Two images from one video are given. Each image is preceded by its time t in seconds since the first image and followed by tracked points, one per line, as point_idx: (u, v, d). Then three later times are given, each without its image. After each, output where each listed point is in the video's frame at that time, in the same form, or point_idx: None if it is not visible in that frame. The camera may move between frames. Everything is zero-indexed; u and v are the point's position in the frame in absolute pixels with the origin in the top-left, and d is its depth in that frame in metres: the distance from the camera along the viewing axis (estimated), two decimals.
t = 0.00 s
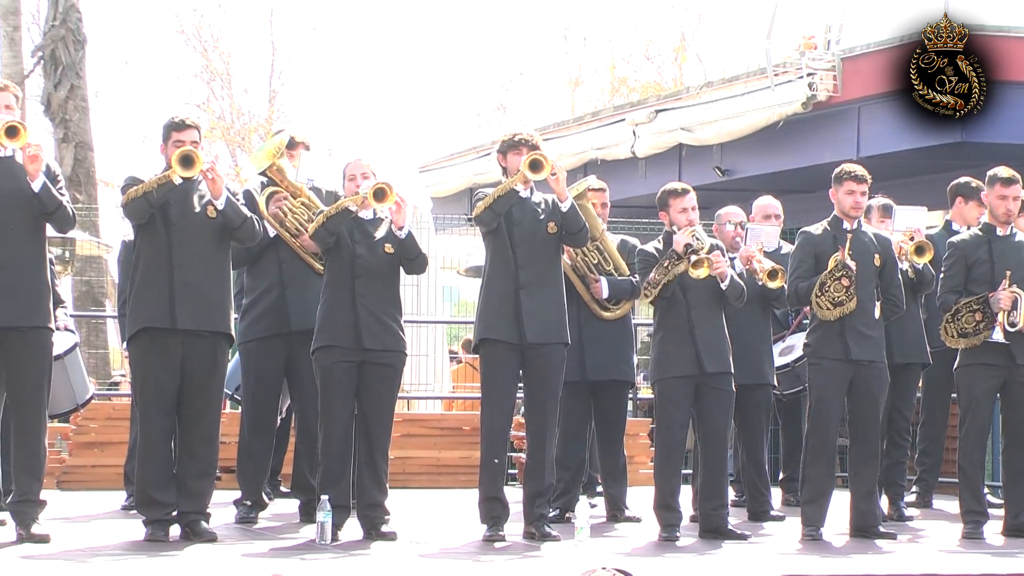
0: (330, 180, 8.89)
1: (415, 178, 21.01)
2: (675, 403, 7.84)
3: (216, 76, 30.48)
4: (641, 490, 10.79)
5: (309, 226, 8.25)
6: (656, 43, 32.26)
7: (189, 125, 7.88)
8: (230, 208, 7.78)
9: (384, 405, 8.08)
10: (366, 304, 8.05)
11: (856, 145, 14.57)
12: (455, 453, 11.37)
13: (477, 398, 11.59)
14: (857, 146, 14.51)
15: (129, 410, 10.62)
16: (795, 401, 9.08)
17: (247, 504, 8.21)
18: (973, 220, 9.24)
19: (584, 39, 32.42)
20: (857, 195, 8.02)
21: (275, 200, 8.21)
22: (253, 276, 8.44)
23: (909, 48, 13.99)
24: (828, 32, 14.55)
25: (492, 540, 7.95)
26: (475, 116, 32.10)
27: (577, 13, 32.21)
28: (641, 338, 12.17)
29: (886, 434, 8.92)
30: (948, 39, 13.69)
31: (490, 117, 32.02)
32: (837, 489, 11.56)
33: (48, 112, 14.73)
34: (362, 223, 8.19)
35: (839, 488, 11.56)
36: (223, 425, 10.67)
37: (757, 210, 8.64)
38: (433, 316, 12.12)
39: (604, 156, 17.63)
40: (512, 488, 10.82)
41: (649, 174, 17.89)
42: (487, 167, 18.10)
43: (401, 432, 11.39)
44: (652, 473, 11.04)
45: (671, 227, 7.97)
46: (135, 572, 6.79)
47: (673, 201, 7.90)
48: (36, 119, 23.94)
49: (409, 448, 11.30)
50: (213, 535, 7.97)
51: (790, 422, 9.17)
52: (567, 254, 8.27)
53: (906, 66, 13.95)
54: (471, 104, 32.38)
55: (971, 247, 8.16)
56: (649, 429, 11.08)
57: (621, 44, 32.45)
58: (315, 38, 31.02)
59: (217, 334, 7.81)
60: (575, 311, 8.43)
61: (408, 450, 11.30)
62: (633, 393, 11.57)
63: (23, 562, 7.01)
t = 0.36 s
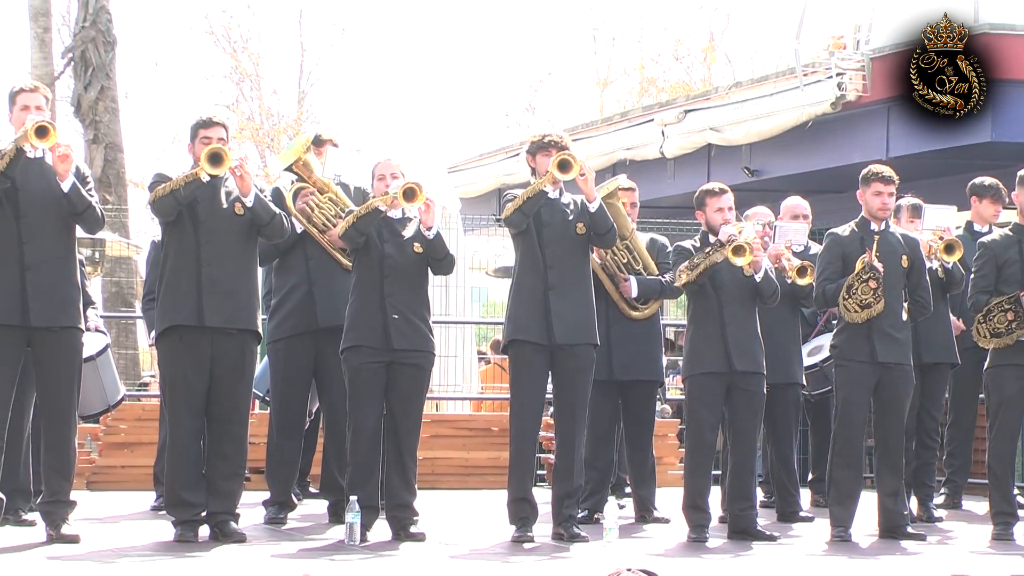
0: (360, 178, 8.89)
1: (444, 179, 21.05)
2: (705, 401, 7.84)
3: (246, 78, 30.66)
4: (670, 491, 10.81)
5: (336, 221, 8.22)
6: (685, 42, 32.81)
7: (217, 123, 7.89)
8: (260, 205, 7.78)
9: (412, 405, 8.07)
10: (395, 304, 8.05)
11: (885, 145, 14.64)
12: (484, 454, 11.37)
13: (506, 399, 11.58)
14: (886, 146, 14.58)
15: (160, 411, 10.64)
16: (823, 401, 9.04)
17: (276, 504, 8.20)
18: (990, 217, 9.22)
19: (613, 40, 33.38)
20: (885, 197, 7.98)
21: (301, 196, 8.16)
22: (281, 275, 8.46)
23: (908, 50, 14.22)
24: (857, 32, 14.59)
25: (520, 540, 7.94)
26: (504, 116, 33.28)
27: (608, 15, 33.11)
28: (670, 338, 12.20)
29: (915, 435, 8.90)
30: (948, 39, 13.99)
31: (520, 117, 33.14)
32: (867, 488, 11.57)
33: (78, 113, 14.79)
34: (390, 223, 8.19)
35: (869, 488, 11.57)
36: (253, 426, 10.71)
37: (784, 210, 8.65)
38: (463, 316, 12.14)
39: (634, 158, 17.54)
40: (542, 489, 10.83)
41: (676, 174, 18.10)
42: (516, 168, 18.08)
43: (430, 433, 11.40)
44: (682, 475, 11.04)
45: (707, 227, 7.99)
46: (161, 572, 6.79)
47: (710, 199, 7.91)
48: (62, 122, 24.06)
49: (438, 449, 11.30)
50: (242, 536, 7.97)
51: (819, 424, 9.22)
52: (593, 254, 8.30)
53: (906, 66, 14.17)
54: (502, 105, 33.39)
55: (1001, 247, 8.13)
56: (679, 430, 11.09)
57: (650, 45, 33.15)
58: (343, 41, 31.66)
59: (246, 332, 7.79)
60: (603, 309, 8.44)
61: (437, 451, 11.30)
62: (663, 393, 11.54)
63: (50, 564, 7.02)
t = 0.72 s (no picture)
0: (387, 178, 8.90)
1: (470, 181, 21.10)
2: (732, 403, 7.84)
3: (271, 80, 30.83)
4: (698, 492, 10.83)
5: (361, 223, 8.22)
6: (712, 44, 33.28)
7: (244, 126, 7.88)
8: (287, 207, 7.78)
9: (439, 408, 8.07)
10: (421, 306, 8.05)
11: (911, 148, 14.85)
12: (511, 456, 11.38)
13: (533, 401, 11.60)
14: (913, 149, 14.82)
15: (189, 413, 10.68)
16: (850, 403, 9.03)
17: (303, 506, 8.22)
18: (1008, 213, 9.34)
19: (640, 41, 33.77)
20: (912, 198, 7.96)
21: (326, 199, 8.21)
22: (307, 277, 8.46)
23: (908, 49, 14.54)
24: (885, 34, 14.58)
25: (548, 542, 7.92)
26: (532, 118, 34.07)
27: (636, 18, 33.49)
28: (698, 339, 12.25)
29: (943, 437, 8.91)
30: (948, 39, 14.28)
31: (548, 118, 33.49)
32: (893, 491, 11.60)
33: (106, 116, 14.84)
34: (417, 227, 8.19)
35: (896, 491, 11.59)
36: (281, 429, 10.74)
37: (812, 212, 8.69)
38: (490, 318, 12.20)
39: (659, 159, 18.04)
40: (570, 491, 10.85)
41: (704, 176, 18.29)
42: (542, 170, 18.07)
43: (457, 435, 11.42)
44: (709, 477, 11.08)
45: (738, 228, 8.01)
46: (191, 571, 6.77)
47: (743, 200, 7.98)
48: (87, 124, 24.14)
49: (465, 451, 11.31)
50: (270, 537, 7.99)
51: (847, 426, 9.26)
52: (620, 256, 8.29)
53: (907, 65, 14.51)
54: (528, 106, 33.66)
55: None
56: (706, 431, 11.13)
57: (677, 47, 33.45)
58: (373, 43, 31.61)
59: (272, 335, 7.74)
60: (631, 312, 8.52)
61: (464, 453, 11.31)
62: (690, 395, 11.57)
63: (79, 564, 7.00)
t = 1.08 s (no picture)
0: (417, 182, 8.93)
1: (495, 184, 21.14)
2: (762, 404, 7.83)
3: (302, 82, 32.24)
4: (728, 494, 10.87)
5: (390, 226, 8.23)
6: (741, 46, 34.43)
7: (272, 130, 7.88)
8: (316, 209, 7.75)
9: (469, 411, 8.05)
10: (450, 309, 8.05)
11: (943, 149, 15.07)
12: (540, 458, 11.41)
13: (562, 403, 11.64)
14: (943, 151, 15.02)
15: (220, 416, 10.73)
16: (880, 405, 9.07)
17: (333, 509, 8.27)
18: None
19: (669, 44, 35.40)
20: (940, 200, 7.97)
21: (355, 201, 8.21)
22: (336, 280, 8.48)
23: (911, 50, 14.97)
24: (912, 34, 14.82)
25: (578, 545, 7.89)
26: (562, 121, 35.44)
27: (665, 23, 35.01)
28: (727, 343, 12.32)
29: (973, 438, 8.95)
30: (948, 39, 14.71)
31: (577, 121, 35.44)
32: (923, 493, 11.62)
33: (136, 119, 14.93)
34: (446, 229, 8.20)
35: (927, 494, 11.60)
36: (311, 431, 10.80)
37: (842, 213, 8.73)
38: (519, 321, 12.28)
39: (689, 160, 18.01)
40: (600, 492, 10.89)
41: (734, 178, 18.28)
42: (571, 172, 18.10)
43: (486, 437, 11.45)
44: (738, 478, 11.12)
45: (769, 229, 8.05)
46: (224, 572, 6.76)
47: (775, 202, 7.98)
48: (117, 126, 24.32)
49: (494, 453, 11.34)
50: (300, 540, 8.00)
51: (877, 428, 9.29)
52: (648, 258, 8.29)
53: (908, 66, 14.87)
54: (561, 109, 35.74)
55: None
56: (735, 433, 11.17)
57: (707, 49, 34.87)
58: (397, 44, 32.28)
59: (302, 339, 7.69)
60: (661, 314, 8.53)
61: (493, 455, 11.35)
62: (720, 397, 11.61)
63: (109, 567, 6.98)
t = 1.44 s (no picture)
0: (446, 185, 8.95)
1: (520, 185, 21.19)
2: (789, 405, 7.81)
3: (329, 85, 32.34)
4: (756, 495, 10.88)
5: (417, 228, 8.24)
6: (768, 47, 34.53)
7: (300, 132, 7.84)
8: (339, 212, 7.70)
9: (494, 412, 8.04)
10: (476, 311, 8.03)
11: (969, 150, 15.03)
12: (567, 460, 11.42)
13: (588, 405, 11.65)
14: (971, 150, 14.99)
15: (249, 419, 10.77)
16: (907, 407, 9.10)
17: (360, 511, 8.26)
18: None
19: (696, 46, 35.33)
20: (966, 199, 7.98)
21: (380, 204, 8.21)
22: (363, 282, 8.49)
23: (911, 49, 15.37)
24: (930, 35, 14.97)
25: (604, 547, 7.88)
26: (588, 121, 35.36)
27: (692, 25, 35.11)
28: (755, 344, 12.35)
29: (1002, 440, 8.95)
30: (949, 39, 15.43)
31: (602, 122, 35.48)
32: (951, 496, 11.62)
33: (163, 122, 15.00)
34: (472, 231, 8.19)
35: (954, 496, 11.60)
36: (339, 434, 10.83)
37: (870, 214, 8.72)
38: (547, 322, 12.32)
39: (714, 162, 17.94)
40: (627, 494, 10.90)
41: (759, 179, 18.22)
42: (597, 174, 18.14)
43: (513, 438, 11.48)
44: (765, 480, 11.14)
45: (798, 230, 8.07)
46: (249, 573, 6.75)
47: (804, 203, 7.98)
48: (145, 130, 24.47)
49: (521, 454, 11.37)
50: (326, 542, 8.00)
51: (905, 430, 9.31)
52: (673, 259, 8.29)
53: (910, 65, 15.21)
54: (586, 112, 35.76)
55: None
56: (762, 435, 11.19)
57: (733, 50, 34.88)
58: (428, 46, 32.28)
59: (328, 341, 7.68)
60: (689, 316, 8.56)
61: (520, 456, 11.37)
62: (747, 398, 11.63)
63: (136, 568, 6.97)
